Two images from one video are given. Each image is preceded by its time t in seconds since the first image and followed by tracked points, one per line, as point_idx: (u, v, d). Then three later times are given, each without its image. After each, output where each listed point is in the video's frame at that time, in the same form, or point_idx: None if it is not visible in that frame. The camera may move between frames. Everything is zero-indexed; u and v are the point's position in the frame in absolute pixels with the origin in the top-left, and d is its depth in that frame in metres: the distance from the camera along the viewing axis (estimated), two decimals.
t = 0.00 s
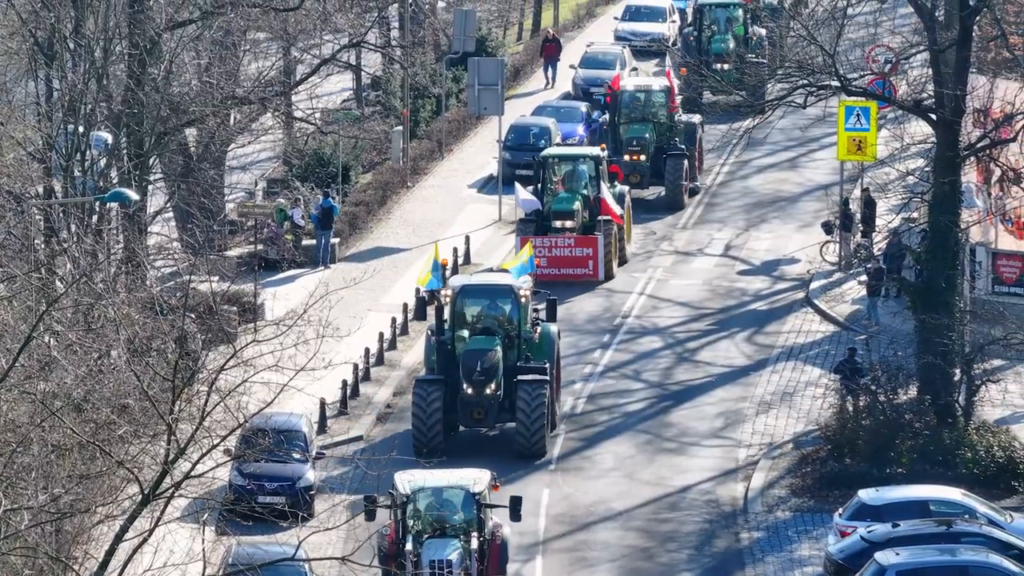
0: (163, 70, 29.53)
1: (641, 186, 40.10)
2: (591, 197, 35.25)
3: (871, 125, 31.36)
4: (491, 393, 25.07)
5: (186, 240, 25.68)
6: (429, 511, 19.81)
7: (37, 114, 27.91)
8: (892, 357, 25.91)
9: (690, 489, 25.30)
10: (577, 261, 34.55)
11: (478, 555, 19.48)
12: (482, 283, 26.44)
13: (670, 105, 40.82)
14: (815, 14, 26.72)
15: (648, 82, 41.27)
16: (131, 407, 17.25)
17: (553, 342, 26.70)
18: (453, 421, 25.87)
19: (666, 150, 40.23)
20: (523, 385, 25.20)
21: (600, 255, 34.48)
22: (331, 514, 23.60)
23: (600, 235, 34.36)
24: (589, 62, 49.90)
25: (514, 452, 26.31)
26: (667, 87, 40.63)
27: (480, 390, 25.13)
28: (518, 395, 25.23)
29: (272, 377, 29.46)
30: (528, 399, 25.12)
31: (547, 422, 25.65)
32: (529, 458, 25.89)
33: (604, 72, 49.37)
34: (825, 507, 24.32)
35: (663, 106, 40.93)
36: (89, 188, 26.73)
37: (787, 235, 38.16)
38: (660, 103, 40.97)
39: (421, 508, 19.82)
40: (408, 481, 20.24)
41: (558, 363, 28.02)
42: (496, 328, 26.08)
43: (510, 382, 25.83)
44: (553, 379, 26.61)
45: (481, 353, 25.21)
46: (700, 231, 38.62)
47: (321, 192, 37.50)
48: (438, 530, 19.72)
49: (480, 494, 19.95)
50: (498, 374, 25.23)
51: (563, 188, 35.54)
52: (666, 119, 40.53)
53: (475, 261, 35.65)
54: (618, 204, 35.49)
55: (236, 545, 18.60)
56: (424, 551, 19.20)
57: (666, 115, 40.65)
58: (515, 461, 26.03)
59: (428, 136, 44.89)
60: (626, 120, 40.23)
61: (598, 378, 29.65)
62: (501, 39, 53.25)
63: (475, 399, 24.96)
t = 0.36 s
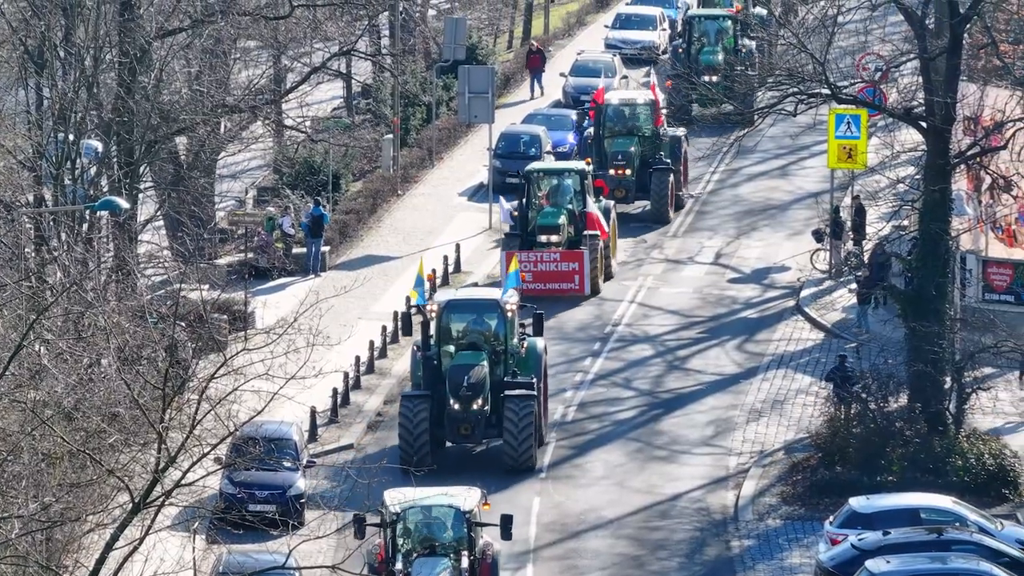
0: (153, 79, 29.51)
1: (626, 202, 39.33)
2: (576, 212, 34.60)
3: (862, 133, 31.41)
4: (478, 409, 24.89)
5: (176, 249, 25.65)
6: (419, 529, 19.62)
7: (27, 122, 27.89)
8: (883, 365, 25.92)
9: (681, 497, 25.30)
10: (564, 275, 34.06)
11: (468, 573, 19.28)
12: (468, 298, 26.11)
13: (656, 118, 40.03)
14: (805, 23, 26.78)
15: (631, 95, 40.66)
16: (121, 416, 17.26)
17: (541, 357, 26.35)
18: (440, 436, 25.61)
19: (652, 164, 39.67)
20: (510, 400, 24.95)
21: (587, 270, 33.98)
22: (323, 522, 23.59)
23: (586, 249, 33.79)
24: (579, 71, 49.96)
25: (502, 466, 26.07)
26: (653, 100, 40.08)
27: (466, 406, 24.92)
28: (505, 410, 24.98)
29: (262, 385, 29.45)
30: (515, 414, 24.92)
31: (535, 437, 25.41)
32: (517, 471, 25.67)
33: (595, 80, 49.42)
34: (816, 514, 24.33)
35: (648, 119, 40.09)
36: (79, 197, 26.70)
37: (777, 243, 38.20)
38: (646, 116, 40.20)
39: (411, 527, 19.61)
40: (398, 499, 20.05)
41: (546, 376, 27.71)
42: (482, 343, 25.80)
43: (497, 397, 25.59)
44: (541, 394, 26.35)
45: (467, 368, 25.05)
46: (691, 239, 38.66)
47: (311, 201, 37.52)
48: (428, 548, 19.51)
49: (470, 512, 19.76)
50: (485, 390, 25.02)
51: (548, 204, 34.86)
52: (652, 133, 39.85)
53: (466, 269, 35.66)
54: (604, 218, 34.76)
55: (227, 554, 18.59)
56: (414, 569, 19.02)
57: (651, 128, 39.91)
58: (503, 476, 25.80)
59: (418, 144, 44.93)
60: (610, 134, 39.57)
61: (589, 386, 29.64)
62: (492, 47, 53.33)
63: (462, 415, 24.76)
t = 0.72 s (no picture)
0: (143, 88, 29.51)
1: (612, 216, 38.94)
2: (562, 227, 34.11)
3: (852, 142, 31.45)
4: (466, 425, 24.67)
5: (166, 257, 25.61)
6: (409, 547, 19.30)
7: (16, 131, 27.85)
8: (873, 374, 25.91)
9: (671, 505, 25.29)
10: (549, 291, 33.56)
11: None
12: (456, 312, 25.72)
13: (641, 131, 39.61)
14: (794, 31, 26.81)
15: (618, 108, 40.07)
16: (112, 425, 17.24)
17: (528, 373, 26.09)
18: (427, 454, 25.24)
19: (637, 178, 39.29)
20: (498, 417, 24.63)
21: (572, 286, 33.52)
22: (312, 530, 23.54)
23: (572, 265, 33.31)
24: (569, 79, 50.02)
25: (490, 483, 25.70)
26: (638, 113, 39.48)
27: (454, 422, 24.69)
28: (493, 428, 24.67)
29: (252, 394, 29.41)
30: (504, 432, 24.60)
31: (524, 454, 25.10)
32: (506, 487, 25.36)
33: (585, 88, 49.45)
34: (806, 523, 24.34)
35: (634, 133, 39.62)
36: (68, 206, 26.66)
37: (768, 252, 38.23)
38: (631, 129, 39.74)
39: (400, 544, 19.28)
40: (388, 516, 19.67)
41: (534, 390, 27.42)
42: (470, 359, 25.44)
43: (485, 414, 25.27)
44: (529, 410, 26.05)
45: (455, 385, 24.77)
46: (681, 248, 38.69)
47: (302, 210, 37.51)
48: (417, 566, 19.22)
49: (461, 531, 19.40)
50: (473, 406, 24.78)
51: (533, 218, 34.36)
52: (637, 146, 39.48)
53: (455, 277, 35.64)
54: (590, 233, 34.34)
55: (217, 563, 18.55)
56: None
57: (637, 141, 39.49)
58: (491, 492, 25.45)
59: (408, 153, 44.99)
60: (595, 148, 39.31)
61: (579, 395, 29.61)
62: (481, 56, 53.41)
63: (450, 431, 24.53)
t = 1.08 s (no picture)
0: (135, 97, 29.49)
1: (599, 231, 38.58)
2: (549, 242, 33.76)
3: (845, 151, 31.49)
4: (455, 442, 24.31)
5: (159, 267, 25.59)
6: (401, 565, 19.07)
7: (9, 140, 27.83)
8: (866, 382, 25.94)
9: (663, 514, 25.27)
10: (536, 308, 33.14)
11: None
12: (444, 328, 25.42)
13: (628, 146, 39.53)
14: (787, 40, 26.84)
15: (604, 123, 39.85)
16: (104, 434, 17.21)
17: (518, 389, 25.74)
18: (417, 469, 24.93)
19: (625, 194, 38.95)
20: (488, 432, 24.32)
21: (560, 302, 33.09)
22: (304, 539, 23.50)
23: (560, 281, 32.96)
24: (562, 88, 50.07)
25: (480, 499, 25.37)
26: (626, 127, 39.35)
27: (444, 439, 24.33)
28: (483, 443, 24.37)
29: (244, 403, 29.38)
30: (494, 447, 24.36)
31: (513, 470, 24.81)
32: (496, 505, 25.01)
33: (578, 97, 49.48)
34: (799, 531, 24.34)
35: (620, 147, 39.51)
36: (61, 215, 26.62)
37: (760, 260, 38.26)
38: (618, 143, 39.63)
39: (392, 563, 19.06)
40: (379, 535, 19.43)
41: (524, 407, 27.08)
42: (459, 375, 25.13)
43: (475, 430, 24.97)
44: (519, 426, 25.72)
45: (444, 401, 24.40)
46: (674, 256, 38.74)
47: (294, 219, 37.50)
48: None
49: (453, 548, 19.18)
50: (462, 422, 24.42)
51: (521, 234, 34.00)
52: (624, 161, 39.34)
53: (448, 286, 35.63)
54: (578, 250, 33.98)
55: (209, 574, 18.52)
56: None
57: (624, 156, 39.39)
58: (481, 508, 25.13)
59: (401, 162, 45.02)
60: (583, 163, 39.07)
61: (572, 403, 29.59)
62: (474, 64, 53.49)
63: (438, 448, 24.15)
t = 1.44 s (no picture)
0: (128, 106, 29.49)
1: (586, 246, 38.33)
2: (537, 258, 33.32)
3: (837, 160, 31.55)
4: (446, 459, 24.18)
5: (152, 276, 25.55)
6: None
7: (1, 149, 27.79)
8: (858, 391, 25.96)
9: (656, 523, 25.26)
10: (523, 325, 32.79)
11: None
12: (434, 345, 25.52)
13: (616, 160, 39.32)
14: (780, 49, 26.86)
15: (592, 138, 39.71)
16: (96, 444, 17.17)
17: (508, 406, 25.70)
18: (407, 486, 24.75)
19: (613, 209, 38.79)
20: (478, 449, 24.11)
21: (548, 319, 32.72)
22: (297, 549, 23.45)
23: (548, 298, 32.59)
24: (554, 97, 50.12)
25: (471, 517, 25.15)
26: (613, 142, 39.20)
27: (434, 455, 24.21)
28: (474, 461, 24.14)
29: (236, 413, 29.34)
30: (484, 464, 24.08)
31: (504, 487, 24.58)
32: (487, 522, 24.73)
33: (570, 106, 49.53)
34: (792, 541, 24.33)
35: (609, 162, 39.29)
36: (54, 224, 26.58)
37: (753, 269, 38.31)
38: (606, 158, 39.39)
39: None
40: (372, 554, 19.37)
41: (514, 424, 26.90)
42: (449, 392, 25.09)
43: (465, 447, 24.85)
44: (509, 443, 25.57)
45: (435, 418, 24.31)
46: (667, 266, 38.79)
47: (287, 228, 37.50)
48: None
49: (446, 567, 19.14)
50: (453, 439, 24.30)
51: (509, 250, 33.58)
52: (612, 176, 39.12)
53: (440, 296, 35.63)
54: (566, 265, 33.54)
55: None
56: None
57: (612, 170, 39.20)
58: (472, 525, 24.90)
59: (393, 171, 45.06)
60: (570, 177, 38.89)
61: (564, 413, 29.59)
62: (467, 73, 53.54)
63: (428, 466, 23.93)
